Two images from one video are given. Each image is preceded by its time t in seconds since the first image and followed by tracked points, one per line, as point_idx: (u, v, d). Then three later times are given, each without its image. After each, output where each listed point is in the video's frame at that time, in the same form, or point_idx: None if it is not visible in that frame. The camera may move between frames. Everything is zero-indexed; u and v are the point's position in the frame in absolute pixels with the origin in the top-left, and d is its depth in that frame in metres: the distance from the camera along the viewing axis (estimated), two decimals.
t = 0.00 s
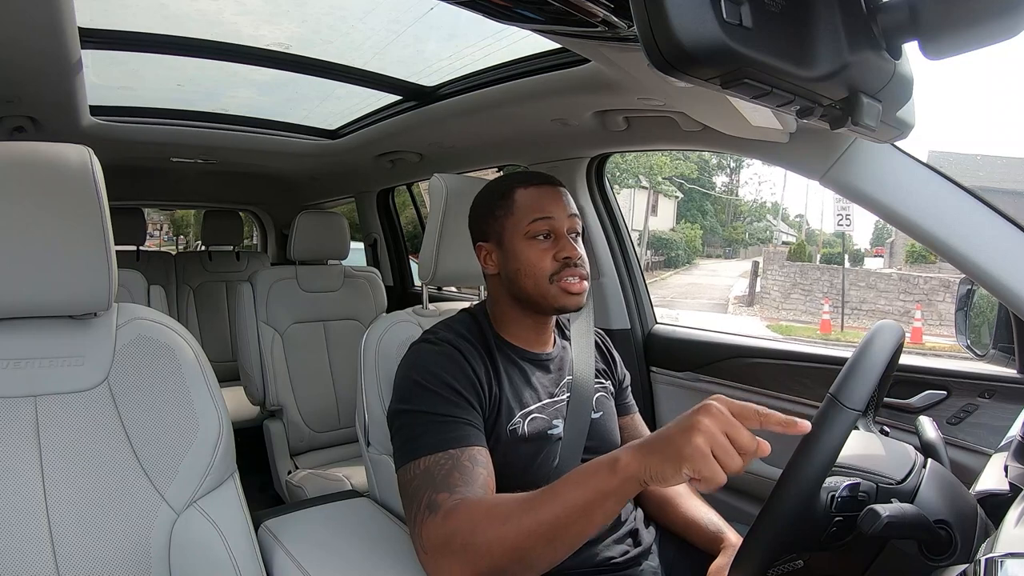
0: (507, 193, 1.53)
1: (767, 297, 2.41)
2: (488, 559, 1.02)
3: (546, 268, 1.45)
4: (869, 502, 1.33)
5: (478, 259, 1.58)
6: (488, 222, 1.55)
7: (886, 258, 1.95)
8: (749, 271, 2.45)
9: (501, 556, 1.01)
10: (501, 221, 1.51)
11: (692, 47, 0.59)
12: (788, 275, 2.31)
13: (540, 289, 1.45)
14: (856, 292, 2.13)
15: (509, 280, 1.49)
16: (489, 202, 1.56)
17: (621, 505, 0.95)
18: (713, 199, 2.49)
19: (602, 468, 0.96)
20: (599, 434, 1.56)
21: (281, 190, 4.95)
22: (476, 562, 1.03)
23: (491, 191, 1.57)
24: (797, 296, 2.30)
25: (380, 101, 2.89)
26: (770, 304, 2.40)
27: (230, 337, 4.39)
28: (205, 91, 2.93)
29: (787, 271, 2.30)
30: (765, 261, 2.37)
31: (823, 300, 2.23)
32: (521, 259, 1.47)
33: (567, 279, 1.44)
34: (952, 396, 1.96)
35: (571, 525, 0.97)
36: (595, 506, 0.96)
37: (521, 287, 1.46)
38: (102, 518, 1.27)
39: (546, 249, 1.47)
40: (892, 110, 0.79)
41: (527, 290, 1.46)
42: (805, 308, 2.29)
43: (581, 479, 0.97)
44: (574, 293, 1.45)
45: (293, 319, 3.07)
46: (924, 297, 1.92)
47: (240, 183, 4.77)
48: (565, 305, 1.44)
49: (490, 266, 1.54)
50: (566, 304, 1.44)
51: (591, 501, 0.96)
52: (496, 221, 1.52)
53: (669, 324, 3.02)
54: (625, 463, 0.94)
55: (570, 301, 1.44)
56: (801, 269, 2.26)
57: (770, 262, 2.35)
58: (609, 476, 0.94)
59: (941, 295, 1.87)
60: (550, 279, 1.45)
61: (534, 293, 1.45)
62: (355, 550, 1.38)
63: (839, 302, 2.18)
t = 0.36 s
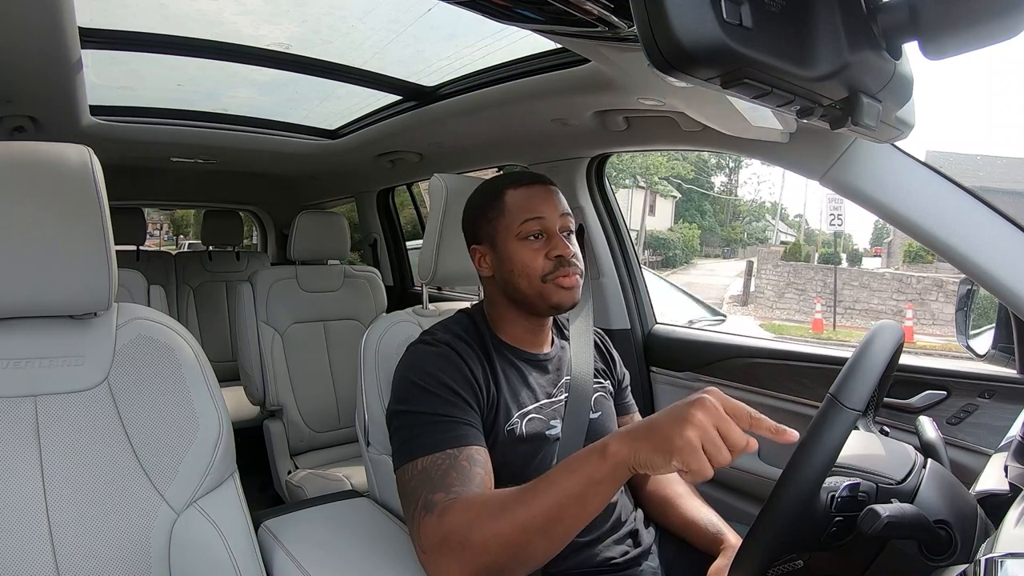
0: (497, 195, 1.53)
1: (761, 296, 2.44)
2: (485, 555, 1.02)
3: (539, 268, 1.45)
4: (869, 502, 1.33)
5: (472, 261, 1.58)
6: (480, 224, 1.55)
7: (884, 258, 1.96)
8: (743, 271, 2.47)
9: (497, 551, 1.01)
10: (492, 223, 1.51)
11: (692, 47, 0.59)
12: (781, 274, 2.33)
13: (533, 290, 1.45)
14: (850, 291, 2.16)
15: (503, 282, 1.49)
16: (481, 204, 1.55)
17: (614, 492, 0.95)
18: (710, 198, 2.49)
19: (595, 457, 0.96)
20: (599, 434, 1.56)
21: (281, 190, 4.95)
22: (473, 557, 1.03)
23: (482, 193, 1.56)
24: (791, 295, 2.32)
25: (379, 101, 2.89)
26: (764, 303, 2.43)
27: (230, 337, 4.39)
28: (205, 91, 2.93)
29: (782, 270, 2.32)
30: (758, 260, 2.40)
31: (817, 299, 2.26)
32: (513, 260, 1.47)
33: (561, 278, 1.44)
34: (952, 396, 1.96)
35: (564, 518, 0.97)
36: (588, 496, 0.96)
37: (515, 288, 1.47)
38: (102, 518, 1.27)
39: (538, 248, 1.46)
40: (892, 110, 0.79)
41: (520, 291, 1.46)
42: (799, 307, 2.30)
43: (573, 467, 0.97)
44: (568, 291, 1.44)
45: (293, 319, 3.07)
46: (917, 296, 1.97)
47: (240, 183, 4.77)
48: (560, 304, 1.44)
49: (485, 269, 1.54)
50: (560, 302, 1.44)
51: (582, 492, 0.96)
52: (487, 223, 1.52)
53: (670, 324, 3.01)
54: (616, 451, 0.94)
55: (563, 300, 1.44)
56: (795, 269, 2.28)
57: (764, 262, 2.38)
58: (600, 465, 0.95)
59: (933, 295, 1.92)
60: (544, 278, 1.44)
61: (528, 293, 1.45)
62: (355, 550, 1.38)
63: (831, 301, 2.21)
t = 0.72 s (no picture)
0: (492, 196, 1.53)
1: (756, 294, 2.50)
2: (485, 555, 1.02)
3: (533, 269, 1.45)
4: (868, 502, 1.33)
5: (471, 263, 1.59)
6: (476, 226, 1.55)
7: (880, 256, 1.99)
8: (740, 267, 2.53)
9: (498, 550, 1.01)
10: (488, 225, 1.51)
11: (692, 47, 0.59)
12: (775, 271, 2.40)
13: (528, 290, 1.45)
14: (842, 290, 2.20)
15: (500, 283, 1.49)
16: (477, 205, 1.55)
17: (611, 487, 0.96)
18: (710, 198, 2.50)
19: (591, 452, 0.97)
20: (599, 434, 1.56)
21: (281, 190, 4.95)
22: (473, 558, 1.03)
23: (478, 195, 1.57)
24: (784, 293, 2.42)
25: (379, 101, 2.90)
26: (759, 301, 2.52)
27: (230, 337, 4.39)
28: (205, 91, 2.94)
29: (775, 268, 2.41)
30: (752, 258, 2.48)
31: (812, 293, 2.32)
32: (508, 260, 1.47)
33: (556, 279, 1.43)
34: (953, 396, 1.96)
35: (565, 513, 0.97)
36: (586, 491, 0.96)
37: (511, 289, 1.47)
38: (102, 518, 1.27)
39: (532, 249, 1.46)
40: (892, 110, 0.79)
41: (516, 291, 1.46)
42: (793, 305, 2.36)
43: (570, 463, 0.98)
44: (564, 291, 1.43)
45: (293, 319, 3.07)
46: (912, 296, 2.04)
47: (240, 183, 4.77)
48: (555, 304, 1.43)
49: (483, 270, 1.55)
50: (557, 300, 1.43)
51: (581, 485, 0.96)
52: (483, 225, 1.53)
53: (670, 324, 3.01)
54: (613, 445, 0.95)
55: (560, 299, 1.43)
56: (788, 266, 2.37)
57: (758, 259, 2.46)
58: (597, 458, 0.96)
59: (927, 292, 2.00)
60: (538, 279, 1.44)
61: (524, 294, 1.45)
62: (355, 550, 1.38)
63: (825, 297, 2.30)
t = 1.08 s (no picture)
0: (491, 194, 1.53)
1: (752, 296, 2.46)
2: (497, 546, 1.05)
3: (521, 270, 1.45)
4: (868, 502, 1.33)
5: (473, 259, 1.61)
6: (476, 223, 1.56)
7: (879, 257, 1.97)
8: (737, 269, 2.49)
9: (508, 541, 1.05)
10: (485, 223, 1.52)
11: (691, 47, 0.59)
12: (771, 274, 2.36)
13: (514, 291, 1.46)
14: (839, 291, 2.19)
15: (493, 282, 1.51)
16: (478, 203, 1.56)
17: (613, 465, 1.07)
18: (709, 197, 2.49)
19: (595, 435, 1.07)
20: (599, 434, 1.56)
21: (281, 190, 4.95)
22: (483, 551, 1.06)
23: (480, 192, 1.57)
24: (781, 294, 2.35)
25: (379, 101, 2.90)
26: (754, 302, 2.46)
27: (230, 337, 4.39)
28: (205, 91, 2.94)
29: (772, 270, 2.35)
30: (749, 259, 2.42)
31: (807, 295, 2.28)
32: (500, 260, 1.48)
33: (542, 281, 1.44)
34: (952, 396, 1.96)
35: (573, 495, 1.05)
36: (595, 471, 1.06)
37: (501, 288, 1.48)
38: (103, 517, 1.27)
39: (523, 249, 1.46)
40: (892, 110, 0.79)
41: (505, 292, 1.47)
42: (789, 305, 2.34)
43: (576, 447, 1.07)
44: (548, 294, 1.44)
45: (293, 319, 3.08)
46: (905, 295, 2.00)
47: (240, 183, 4.77)
48: (540, 307, 1.44)
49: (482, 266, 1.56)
50: (543, 304, 1.44)
51: (589, 467, 1.05)
52: (481, 222, 1.54)
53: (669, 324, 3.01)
54: (615, 426, 1.06)
55: (546, 302, 1.44)
56: (786, 268, 2.30)
57: (754, 261, 2.41)
58: (603, 439, 1.06)
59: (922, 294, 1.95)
60: (525, 280, 1.45)
61: (511, 294, 1.46)
62: (355, 550, 1.37)
63: (819, 298, 2.25)
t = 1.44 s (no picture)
0: (496, 193, 1.53)
1: (751, 295, 2.47)
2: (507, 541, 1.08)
3: (526, 269, 1.45)
4: (868, 502, 1.33)
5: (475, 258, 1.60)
6: (480, 222, 1.56)
7: (879, 257, 1.97)
8: (736, 269, 2.49)
9: (522, 535, 1.09)
10: (490, 222, 1.52)
11: (691, 46, 0.59)
12: (770, 273, 2.37)
13: (518, 291, 1.45)
14: (837, 290, 2.19)
15: (496, 281, 1.50)
16: (483, 203, 1.56)
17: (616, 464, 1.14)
18: (708, 197, 2.50)
19: (600, 434, 1.14)
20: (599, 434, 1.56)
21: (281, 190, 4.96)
22: (494, 546, 1.09)
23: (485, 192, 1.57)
24: (780, 293, 2.36)
25: (379, 101, 2.90)
26: (753, 302, 2.47)
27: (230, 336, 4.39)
28: (205, 91, 2.94)
29: (771, 269, 2.36)
30: (749, 259, 2.43)
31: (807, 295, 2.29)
32: (504, 259, 1.48)
33: (546, 281, 1.44)
34: (952, 396, 1.96)
35: (583, 489, 1.11)
36: (602, 468, 1.12)
37: (504, 287, 1.48)
38: (103, 517, 1.27)
39: (528, 249, 1.46)
40: (892, 110, 0.79)
41: (509, 292, 1.47)
42: (789, 304, 2.34)
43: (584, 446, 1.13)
44: (551, 295, 1.44)
45: (293, 319, 3.08)
46: (905, 295, 2.01)
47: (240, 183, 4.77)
48: (543, 306, 1.44)
49: (485, 265, 1.56)
50: (546, 305, 1.44)
51: (596, 463, 1.12)
52: (485, 221, 1.53)
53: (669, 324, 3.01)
54: (619, 424, 1.15)
55: (550, 302, 1.44)
56: (785, 268, 2.31)
57: (754, 261, 2.41)
58: (608, 437, 1.14)
59: (921, 294, 1.97)
60: (529, 280, 1.45)
61: (515, 294, 1.46)
62: (355, 549, 1.37)
63: (817, 298, 2.25)
